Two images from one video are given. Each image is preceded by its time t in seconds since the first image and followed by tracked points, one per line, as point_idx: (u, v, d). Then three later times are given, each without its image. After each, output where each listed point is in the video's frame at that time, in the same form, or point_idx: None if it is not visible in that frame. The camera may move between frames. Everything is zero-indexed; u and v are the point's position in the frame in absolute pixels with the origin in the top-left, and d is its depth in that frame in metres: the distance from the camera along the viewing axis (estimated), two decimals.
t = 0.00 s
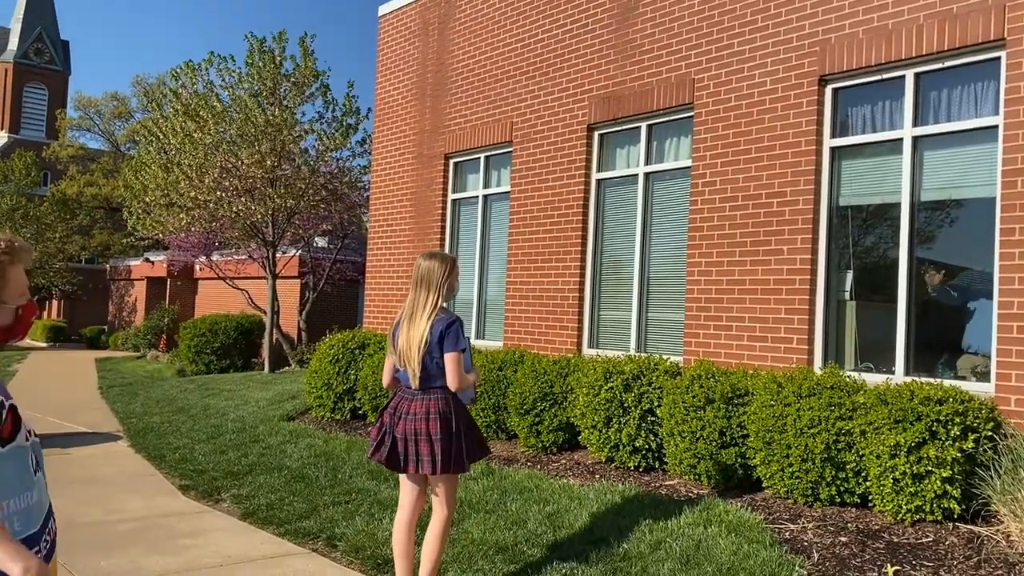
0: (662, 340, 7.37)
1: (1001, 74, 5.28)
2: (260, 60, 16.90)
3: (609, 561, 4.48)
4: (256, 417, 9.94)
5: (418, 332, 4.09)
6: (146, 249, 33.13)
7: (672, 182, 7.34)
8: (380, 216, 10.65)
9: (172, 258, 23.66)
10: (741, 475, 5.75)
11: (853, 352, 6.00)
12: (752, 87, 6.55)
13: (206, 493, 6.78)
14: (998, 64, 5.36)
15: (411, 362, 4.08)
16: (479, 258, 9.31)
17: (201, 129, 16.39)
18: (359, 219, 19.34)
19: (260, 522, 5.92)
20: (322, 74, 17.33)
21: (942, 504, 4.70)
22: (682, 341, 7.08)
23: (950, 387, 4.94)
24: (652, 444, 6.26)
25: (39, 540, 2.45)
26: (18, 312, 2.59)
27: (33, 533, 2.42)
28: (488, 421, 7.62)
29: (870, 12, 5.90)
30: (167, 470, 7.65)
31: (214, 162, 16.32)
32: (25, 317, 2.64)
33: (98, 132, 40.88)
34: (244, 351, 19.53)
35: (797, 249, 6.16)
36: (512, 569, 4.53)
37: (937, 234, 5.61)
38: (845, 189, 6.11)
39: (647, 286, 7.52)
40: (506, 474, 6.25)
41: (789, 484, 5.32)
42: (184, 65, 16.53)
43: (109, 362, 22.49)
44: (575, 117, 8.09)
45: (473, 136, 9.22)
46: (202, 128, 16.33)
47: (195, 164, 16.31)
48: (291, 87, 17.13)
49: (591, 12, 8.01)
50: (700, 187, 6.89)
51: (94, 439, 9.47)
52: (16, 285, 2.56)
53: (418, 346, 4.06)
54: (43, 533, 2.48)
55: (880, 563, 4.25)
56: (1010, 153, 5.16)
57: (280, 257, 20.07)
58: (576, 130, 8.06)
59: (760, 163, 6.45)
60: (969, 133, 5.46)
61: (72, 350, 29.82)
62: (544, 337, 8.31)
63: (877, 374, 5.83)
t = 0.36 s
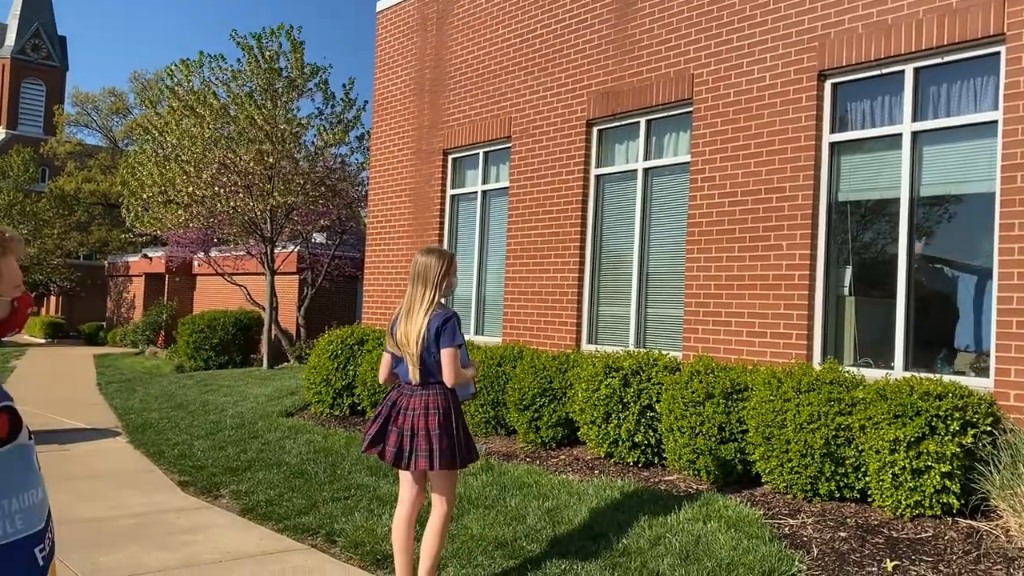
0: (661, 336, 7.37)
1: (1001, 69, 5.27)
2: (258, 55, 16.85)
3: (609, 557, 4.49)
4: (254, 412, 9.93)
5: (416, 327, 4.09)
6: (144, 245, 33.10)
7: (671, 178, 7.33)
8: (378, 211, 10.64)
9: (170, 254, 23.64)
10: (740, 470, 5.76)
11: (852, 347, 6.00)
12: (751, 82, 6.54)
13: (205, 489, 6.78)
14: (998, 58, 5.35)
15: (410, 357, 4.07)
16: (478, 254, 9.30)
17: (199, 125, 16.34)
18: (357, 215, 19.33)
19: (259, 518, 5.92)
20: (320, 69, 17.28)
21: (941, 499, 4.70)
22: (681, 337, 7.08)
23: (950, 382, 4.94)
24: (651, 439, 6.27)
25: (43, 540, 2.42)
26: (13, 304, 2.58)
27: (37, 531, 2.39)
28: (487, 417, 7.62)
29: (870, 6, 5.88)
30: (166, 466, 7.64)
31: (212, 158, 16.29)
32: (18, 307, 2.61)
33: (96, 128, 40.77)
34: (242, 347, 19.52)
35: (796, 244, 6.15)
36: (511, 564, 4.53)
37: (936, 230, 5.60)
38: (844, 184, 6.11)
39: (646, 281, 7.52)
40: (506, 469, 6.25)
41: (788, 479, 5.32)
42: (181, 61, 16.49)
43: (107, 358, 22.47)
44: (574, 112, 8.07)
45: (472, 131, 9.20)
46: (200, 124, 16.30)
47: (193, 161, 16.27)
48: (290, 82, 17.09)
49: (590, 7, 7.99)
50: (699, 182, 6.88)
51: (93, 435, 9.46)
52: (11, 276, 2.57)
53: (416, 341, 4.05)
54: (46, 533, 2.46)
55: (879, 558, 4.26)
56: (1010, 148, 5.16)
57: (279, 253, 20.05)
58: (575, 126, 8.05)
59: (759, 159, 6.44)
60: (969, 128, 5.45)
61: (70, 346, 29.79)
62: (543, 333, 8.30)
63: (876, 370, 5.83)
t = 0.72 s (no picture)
0: (659, 332, 7.37)
1: (999, 65, 5.27)
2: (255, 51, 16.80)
3: (607, 553, 4.49)
4: (252, 409, 9.92)
5: (409, 324, 4.08)
6: (142, 241, 33.05)
7: (669, 174, 7.32)
8: (376, 208, 10.62)
9: (168, 250, 23.62)
10: (738, 466, 5.76)
11: (849, 343, 6.00)
12: (749, 78, 6.53)
13: (202, 486, 6.78)
14: (996, 54, 5.34)
15: (404, 354, 4.07)
16: (476, 250, 9.29)
17: (196, 121, 16.30)
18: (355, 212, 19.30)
19: (256, 514, 5.91)
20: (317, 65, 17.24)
21: (938, 495, 4.72)
22: (678, 333, 7.08)
23: (948, 378, 4.95)
24: (649, 435, 6.27)
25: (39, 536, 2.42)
26: (6, 300, 2.58)
27: (32, 528, 2.39)
28: (485, 414, 7.62)
29: (868, 2, 5.87)
30: (163, 463, 7.64)
31: (210, 154, 16.25)
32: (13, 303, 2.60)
33: (93, 124, 40.67)
34: (240, 343, 19.51)
35: (794, 240, 6.15)
36: (509, 560, 4.53)
37: (933, 226, 5.60)
38: (841, 180, 6.10)
39: (643, 278, 7.51)
40: (503, 466, 6.25)
41: (785, 475, 5.32)
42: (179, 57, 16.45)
43: (105, 354, 22.47)
44: (572, 108, 8.06)
45: (470, 127, 9.19)
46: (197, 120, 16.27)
47: (190, 157, 16.24)
48: (287, 78, 17.05)
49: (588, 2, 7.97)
50: (697, 178, 6.88)
51: (90, 431, 9.45)
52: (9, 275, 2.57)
53: (409, 339, 4.05)
54: (42, 529, 2.46)
55: (876, 554, 4.26)
56: (1007, 145, 5.15)
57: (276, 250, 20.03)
58: (573, 122, 8.04)
59: (757, 155, 6.44)
60: (966, 124, 5.45)
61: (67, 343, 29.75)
62: (540, 329, 8.30)
63: (873, 366, 5.83)
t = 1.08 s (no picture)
0: (654, 329, 7.36)
1: (995, 62, 5.27)
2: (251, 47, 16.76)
3: (603, 549, 4.50)
4: (249, 406, 9.92)
5: (401, 320, 4.08)
6: (138, 238, 32.96)
7: (665, 171, 7.32)
8: (372, 204, 10.61)
9: (164, 247, 23.58)
10: (733, 463, 5.77)
11: (845, 340, 6.01)
12: (746, 75, 6.53)
13: (198, 483, 6.77)
14: (991, 51, 5.34)
15: (397, 350, 4.07)
16: (473, 247, 9.29)
17: (192, 118, 16.26)
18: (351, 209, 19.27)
19: (252, 511, 5.91)
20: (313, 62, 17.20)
21: (933, 491, 4.72)
22: (674, 330, 7.09)
23: (943, 374, 4.97)
24: (645, 432, 6.27)
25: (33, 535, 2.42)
26: None
27: (26, 526, 2.38)
28: (481, 410, 7.62)
29: None
30: (160, 460, 7.63)
31: (206, 150, 16.21)
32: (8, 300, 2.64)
33: (89, 120, 40.55)
34: (236, 340, 19.48)
35: (790, 237, 6.16)
36: (506, 557, 4.53)
37: (929, 223, 5.61)
38: (838, 177, 6.11)
39: (640, 275, 7.51)
40: (500, 462, 6.25)
41: (781, 471, 5.33)
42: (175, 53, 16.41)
43: (101, 351, 22.42)
44: (569, 105, 8.05)
45: (466, 124, 9.18)
46: (193, 116, 16.23)
47: (186, 153, 16.20)
48: (284, 75, 17.01)
49: None
50: (693, 175, 6.87)
51: (86, 428, 9.44)
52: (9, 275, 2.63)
53: (402, 334, 4.05)
54: (35, 528, 2.45)
55: (871, 550, 4.27)
56: (1003, 142, 5.16)
57: (273, 246, 20.01)
58: (569, 118, 8.03)
59: (753, 152, 6.44)
60: (962, 121, 5.45)
61: (63, 339, 29.69)
62: (537, 326, 8.30)
63: (869, 363, 5.84)
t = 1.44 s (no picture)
0: (651, 327, 7.37)
1: (991, 59, 5.27)
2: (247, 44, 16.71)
3: (599, 546, 4.50)
4: (245, 404, 9.90)
5: (389, 317, 4.08)
6: (134, 235, 32.89)
7: (662, 168, 7.32)
8: (369, 202, 10.60)
9: (160, 245, 23.53)
10: (730, 460, 5.77)
11: (841, 337, 6.02)
12: (742, 72, 6.53)
13: (195, 481, 6.76)
14: (987, 49, 5.35)
15: (385, 346, 4.08)
16: (469, 245, 9.28)
17: (188, 115, 16.22)
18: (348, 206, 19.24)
19: (249, 509, 5.91)
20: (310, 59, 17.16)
21: (929, 488, 4.73)
22: (671, 327, 7.09)
23: (939, 372, 4.98)
24: (641, 429, 6.28)
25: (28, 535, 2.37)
26: None
27: (24, 524, 2.34)
28: (478, 408, 7.62)
29: None
30: (156, 458, 7.62)
31: (202, 148, 16.17)
32: None
33: (85, 117, 40.43)
34: (233, 338, 19.45)
35: (786, 235, 6.16)
36: (502, 555, 4.53)
37: (925, 221, 5.61)
38: (834, 174, 6.11)
39: (636, 272, 7.51)
40: (496, 460, 6.26)
41: (777, 469, 5.34)
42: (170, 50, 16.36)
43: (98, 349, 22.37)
44: (565, 102, 8.04)
45: (463, 121, 9.16)
46: (190, 114, 16.20)
47: (182, 151, 16.16)
48: (280, 72, 16.97)
49: None
50: (690, 173, 6.87)
51: (82, 426, 9.42)
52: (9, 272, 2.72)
53: (389, 331, 4.05)
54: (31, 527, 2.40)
55: (867, 547, 4.28)
56: (999, 139, 5.17)
57: (269, 244, 19.98)
58: (566, 116, 8.03)
59: (750, 149, 6.44)
60: (959, 119, 5.46)
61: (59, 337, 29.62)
62: (534, 324, 8.29)
63: (864, 360, 5.85)
